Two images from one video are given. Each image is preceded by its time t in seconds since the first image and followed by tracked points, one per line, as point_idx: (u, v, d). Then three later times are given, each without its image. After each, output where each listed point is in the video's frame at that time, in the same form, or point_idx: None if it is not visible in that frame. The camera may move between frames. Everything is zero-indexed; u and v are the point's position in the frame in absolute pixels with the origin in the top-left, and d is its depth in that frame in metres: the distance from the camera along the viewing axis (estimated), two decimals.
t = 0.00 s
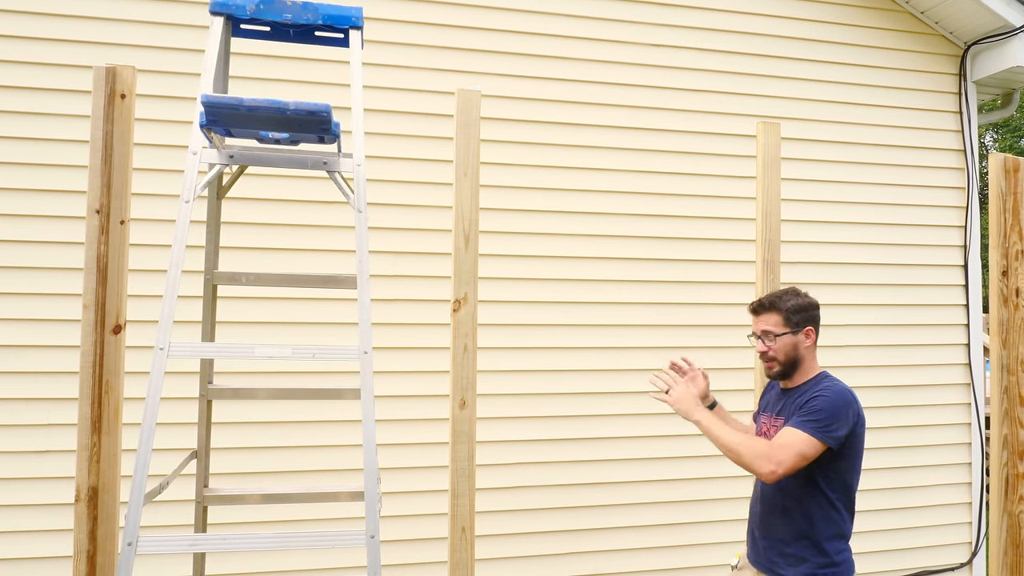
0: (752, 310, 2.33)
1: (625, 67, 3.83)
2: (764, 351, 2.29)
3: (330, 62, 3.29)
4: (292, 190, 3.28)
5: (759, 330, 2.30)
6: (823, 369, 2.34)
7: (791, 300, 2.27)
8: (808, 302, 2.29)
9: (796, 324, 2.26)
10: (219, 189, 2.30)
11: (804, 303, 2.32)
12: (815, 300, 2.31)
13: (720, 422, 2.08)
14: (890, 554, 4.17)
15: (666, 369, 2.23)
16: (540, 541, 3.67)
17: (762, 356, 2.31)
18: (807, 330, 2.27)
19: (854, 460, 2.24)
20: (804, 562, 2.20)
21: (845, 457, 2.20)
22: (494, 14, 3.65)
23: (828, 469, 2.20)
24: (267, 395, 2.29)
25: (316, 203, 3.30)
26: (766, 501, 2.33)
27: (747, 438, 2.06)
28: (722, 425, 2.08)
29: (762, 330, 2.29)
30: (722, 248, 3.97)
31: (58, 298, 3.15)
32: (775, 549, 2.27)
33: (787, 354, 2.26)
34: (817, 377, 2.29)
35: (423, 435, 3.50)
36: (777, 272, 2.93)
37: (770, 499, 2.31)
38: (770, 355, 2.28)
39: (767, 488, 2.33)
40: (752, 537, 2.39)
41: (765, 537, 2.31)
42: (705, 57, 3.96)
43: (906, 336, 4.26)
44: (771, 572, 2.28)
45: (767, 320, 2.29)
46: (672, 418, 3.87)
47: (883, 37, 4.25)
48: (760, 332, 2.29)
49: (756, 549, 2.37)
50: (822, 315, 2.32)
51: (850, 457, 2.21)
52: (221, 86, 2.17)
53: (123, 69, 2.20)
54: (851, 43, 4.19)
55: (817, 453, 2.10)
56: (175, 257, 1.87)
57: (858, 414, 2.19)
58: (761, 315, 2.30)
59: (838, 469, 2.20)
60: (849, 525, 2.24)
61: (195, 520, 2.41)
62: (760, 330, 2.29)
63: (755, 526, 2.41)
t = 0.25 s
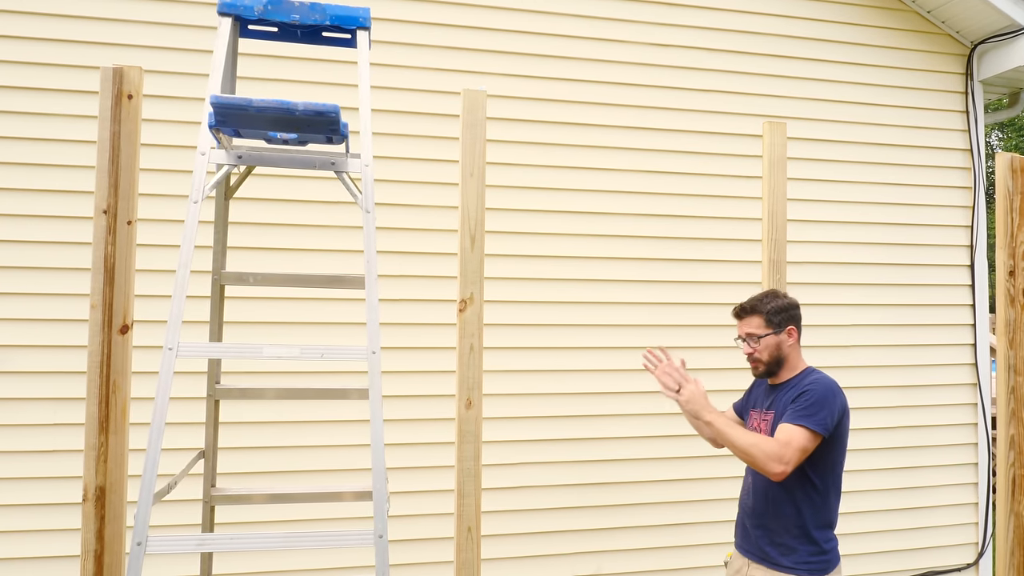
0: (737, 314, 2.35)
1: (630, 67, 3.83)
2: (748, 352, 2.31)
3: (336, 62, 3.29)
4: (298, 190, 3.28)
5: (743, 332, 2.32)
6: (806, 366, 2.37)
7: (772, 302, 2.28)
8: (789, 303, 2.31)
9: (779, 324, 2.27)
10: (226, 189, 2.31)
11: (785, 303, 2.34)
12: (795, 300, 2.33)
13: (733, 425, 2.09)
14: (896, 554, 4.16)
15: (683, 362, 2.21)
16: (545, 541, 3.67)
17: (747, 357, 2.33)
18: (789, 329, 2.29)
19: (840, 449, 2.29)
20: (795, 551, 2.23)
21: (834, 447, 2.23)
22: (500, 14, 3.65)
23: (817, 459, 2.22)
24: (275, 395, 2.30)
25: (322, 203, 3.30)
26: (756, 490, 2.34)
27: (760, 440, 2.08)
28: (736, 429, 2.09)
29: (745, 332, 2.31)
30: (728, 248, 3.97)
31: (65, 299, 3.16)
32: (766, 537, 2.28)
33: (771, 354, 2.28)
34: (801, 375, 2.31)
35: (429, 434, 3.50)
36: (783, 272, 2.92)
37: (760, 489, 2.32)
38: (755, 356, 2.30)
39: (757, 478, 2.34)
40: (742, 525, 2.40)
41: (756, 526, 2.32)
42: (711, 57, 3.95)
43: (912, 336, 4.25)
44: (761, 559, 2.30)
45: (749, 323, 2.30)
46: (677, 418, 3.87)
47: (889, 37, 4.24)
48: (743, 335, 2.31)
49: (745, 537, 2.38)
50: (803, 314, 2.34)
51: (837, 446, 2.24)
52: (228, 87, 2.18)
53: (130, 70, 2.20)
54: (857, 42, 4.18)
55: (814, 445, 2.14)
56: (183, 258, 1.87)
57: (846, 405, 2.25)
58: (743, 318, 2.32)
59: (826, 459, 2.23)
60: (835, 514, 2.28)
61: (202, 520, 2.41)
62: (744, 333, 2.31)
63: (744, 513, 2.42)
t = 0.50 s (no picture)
0: (731, 314, 2.34)
1: (635, 67, 3.83)
2: (742, 352, 2.30)
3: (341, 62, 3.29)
4: (302, 190, 3.28)
5: (737, 332, 2.30)
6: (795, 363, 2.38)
7: (764, 302, 2.28)
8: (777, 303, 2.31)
9: (772, 323, 2.28)
10: (233, 189, 2.30)
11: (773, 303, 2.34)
12: (782, 300, 2.35)
13: (729, 426, 2.10)
14: (899, 553, 4.16)
15: (674, 374, 2.16)
16: (549, 540, 3.68)
17: (740, 356, 2.32)
18: (781, 328, 2.30)
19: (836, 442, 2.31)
20: (799, 543, 2.23)
21: (831, 438, 2.25)
22: (505, 13, 3.64)
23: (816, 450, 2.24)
24: (282, 394, 2.30)
25: (327, 203, 3.31)
26: (757, 485, 2.33)
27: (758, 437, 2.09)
28: (732, 429, 2.09)
29: (739, 333, 2.29)
30: (732, 248, 3.97)
31: (70, 299, 3.16)
32: (771, 532, 2.27)
33: (767, 353, 2.27)
34: (793, 372, 2.32)
35: (433, 434, 3.51)
36: (787, 272, 2.92)
37: (761, 483, 2.32)
38: (749, 355, 2.29)
39: (758, 472, 2.33)
40: (742, 520, 2.39)
41: (759, 521, 2.31)
42: (715, 57, 3.95)
43: (915, 336, 4.25)
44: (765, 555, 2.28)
45: (742, 323, 2.29)
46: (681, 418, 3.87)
47: (893, 36, 4.24)
48: (737, 335, 2.30)
49: (746, 533, 2.36)
50: (789, 313, 2.36)
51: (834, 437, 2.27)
52: (235, 87, 2.18)
53: (136, 70, 2.21)
54: (862, 42, 4.18)
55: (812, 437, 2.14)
56: (191, 257, 1.87)
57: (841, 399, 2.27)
58: (737, 318, 2.30)
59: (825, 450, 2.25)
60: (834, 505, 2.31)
61: (209, 520, 2.41)
62: (738, 333, 2.29)
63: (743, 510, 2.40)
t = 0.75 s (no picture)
0: (755, 305, 2.32)
1: (640, 66, 3.83)
2: (768, 343, 2.28)
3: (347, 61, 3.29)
4: (308, 189, 3.28)
5: (765, 324, 2.28)
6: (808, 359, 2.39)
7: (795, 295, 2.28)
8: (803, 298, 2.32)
9: (800, 319, 2.28)
10: (240, 188, 2.30)
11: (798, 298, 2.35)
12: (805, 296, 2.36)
13: (728, 381, 2.18)
14: (903, 553, 4.16)
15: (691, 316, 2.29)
16: (554, 540, 3.68)
17: (764, 348, 2.30)
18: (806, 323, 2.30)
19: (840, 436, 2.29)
20: (804, 538, 2.20)
21: (839, 435, 2.25)
22: (510, 13, 3.64)
23: (824, 446, 2.23)
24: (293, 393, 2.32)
25: (333, 203, 3.30)
26: (762, 479, 2.31)
27: (746, 400, 2.15)
28: (730, 386, 2.18)
29: (767, 324, 2.27)
30: (736, 247, 3.97)
31: (76, 298, 3.16)
32: (775, 526, 2.24)
33: (793, 347, 2.27)
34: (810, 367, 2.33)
35: (438, 434, 3.51)
36: (793, 271, 2.93)
37: (767, 476, 2.29)
38: (775, 347, 2.28)
39: (762, 467, 2.31)
40: (743, 515, 2.35)
41: (763, 515, 2.28)
42: (720, 56, 3.95)
43: (919, 336, 4.25)
44: (768, 549, 2.25)
45: (773, 314, 2.27)
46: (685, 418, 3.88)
47: (898, 36, 4.23)
48: (765, 326, 2.28)
49: (747, 528, 2.33)
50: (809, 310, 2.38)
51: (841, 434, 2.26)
52: (243, 86, 2.17)
53: (141, 69, 2.20)
54: (866, 41, 4.17)
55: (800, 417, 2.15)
56: (200, 257, 1.87)
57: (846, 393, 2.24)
58: (766, 309, 2.28)
59: (832, 446, 2.24)
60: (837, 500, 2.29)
61: (215, 519, 2.41)
62: (768, 324, 2.27)
63: (745, 504, 2.37)
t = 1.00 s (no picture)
0: (779, 302, 2.32)
1: (644, 65, 3.84)
2: (788, 342, 2.28)
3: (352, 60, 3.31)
4: (313, 189, 3.28)
5: (787, 321, 2.27)
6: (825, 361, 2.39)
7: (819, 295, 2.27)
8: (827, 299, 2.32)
9: (822, 320, 2.27)
10: (247, 186, 2.29)
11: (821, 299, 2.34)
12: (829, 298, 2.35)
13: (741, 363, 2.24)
14: (907, 552, 4.16)
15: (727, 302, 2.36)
16: (557, 538, 3.70)
17: (784, 346, 2.30)
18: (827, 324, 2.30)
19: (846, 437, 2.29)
20: (808, 537, 2.19)
21: (849, 437, 2.25)
22: (514, 12, 3.66)
23: (835, 447, 2.23)
24: (304, 391, 2.35)
25: (337, 202, 3.30)
26: (767, 476, 2.29)
27: (748, 378, 2.17)
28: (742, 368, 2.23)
29: (789, 321, 2.27)
30: (740, 247, 3.98)
31: (83, 297, 3.19)
32: (779, 524, 2.22)
33: (813, 347, 2.27)
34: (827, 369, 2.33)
35: (442, 432, 3.52)
36: (798, 270, 2.92)
37: (774, 473, 2.27)
38: (795, 345, 2.28)
39: (768, 464, 2.29)
40: (745, 512, 2.33)
41: (766, 512, 2.25)
42: (725, 55, 3.95)
43: (923, 335, 4.24)
44: (770, 547, 2.23)
45: (796, 312, 2.26)
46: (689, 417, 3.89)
47: (901, 35, 4.24)
48: (787, 324, 2.27)
49: (749, 525, 2.31)
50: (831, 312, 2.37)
51: (852, 439, 2.26)
52: (251, 83, 2.17)
53: (147, 67, 2.20)
54: (870, 40, 4.18)
55: (799, 407, 2.14)
56: (208, 255, 1.87)
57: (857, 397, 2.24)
58: (790, 307, 2.27)
59: (841, 447, 2.24)
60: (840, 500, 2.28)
61: (221, 518, 2.41)
62: (790, 322, 2.26)
63: (747, 500, 2.35)
